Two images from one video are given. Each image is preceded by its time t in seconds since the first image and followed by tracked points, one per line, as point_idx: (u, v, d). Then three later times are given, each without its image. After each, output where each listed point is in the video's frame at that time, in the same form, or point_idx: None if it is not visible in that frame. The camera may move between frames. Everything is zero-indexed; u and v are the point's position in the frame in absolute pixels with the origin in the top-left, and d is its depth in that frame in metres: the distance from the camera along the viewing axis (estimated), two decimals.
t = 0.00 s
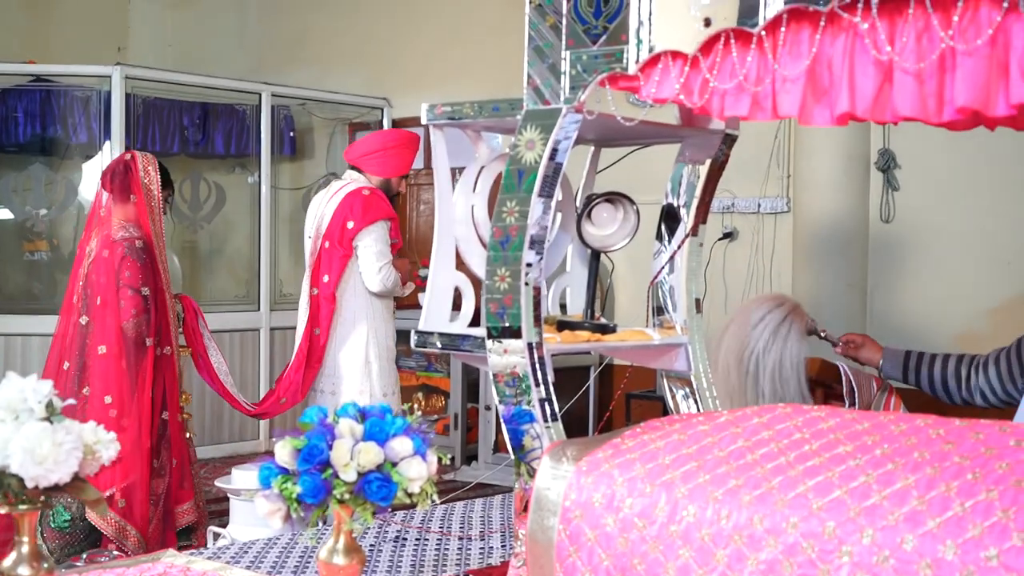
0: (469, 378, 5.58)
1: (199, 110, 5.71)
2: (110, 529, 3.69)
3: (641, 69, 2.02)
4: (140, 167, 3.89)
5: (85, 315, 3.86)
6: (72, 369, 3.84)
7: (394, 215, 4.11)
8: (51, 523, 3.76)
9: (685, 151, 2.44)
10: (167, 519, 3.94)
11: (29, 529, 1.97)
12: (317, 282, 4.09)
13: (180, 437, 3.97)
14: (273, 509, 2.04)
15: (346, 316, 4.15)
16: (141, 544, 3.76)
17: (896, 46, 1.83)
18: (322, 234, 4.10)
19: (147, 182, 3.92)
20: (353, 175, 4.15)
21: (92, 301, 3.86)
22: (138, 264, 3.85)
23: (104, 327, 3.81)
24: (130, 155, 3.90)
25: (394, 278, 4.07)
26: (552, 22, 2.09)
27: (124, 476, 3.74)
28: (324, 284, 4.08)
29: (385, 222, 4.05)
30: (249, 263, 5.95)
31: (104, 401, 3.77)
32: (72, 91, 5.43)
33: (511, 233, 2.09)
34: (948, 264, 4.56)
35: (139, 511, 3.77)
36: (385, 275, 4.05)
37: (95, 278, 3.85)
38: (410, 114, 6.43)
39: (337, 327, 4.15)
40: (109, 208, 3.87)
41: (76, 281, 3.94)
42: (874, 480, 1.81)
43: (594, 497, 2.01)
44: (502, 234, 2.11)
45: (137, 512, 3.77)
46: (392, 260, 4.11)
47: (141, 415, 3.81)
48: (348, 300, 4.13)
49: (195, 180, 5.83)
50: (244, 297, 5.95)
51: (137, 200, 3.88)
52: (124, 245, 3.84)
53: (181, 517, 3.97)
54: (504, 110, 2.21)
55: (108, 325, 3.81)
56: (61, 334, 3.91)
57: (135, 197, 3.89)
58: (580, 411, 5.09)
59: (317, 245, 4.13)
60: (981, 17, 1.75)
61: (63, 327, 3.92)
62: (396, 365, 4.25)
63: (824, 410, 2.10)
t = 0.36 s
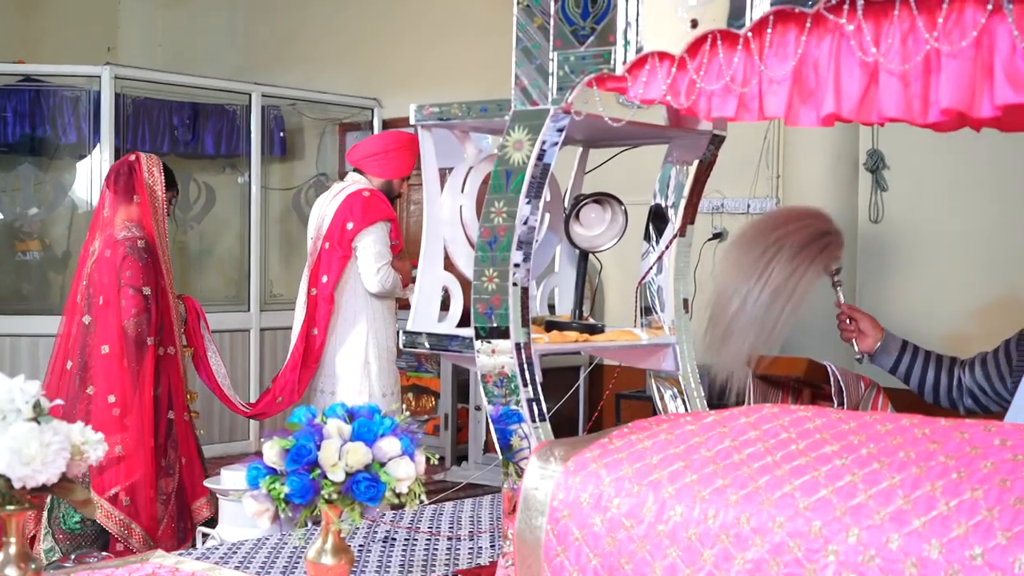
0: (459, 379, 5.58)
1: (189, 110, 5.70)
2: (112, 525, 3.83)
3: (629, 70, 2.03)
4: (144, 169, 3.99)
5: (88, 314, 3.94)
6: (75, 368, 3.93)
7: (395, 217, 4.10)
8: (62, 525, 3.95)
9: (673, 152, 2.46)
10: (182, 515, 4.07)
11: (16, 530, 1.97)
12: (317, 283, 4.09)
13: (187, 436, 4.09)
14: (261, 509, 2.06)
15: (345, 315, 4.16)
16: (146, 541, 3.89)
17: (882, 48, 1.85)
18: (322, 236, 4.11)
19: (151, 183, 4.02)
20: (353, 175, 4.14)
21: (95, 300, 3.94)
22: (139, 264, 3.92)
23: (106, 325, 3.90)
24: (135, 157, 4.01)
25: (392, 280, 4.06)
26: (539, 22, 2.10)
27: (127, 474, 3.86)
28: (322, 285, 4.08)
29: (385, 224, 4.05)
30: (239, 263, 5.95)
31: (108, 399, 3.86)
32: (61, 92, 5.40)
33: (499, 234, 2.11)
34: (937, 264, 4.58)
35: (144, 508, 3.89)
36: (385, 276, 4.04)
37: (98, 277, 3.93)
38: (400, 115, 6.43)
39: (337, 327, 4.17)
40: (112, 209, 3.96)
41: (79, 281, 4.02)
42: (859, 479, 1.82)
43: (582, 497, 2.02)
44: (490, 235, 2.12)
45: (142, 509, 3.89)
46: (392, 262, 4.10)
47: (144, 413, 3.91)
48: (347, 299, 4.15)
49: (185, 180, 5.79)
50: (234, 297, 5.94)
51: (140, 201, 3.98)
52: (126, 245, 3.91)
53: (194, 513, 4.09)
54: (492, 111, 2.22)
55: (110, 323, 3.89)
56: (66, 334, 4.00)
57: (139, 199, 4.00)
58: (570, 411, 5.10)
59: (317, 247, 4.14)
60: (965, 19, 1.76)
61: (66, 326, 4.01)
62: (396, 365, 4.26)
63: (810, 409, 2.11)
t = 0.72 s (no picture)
0: (448, 379, 5.58)
1: (178, 111, 5.69)
2: (114, 529, 3.82)
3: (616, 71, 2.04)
4: (150, 172, 3.92)
5: (95, 317, 3.92)
6: (82, 371, 3.91)
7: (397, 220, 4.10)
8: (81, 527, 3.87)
9: (660, 152, 2.46)
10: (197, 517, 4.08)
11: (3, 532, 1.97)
12: (317, 285, 4.08)
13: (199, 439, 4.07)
14: (249, 510, 2.07)
15: (346, 315, 4.17)
16: (147, 544, 3.85)
17: (866, 49, 1.85)
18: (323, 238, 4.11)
19: (158, 186, 3.95)
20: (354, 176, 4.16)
21: (101, 303, 3.90)
22: (144, 268, 3.87)
23: (112, 329, 3.86)
24: (142, 160, 3.94)
25: (393, 281, 4.04)
26: (526, 24, 2.12)
27: (132, 478, 3.83)
28: (322, 286, 4.06)
29: (387, 226, 4.04)
30: (228, 265, 5.92)
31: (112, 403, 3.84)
32: (50, 92, 5.39)
33: (487, 235, 2.11)
34: (925, 263, 4.59)
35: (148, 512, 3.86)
36: (385, 276, 4.03)
37: (103, 280, 3.89)
38: (390, 116, 6.43)
39: (337, 328, 4.18)
40: (119, 213, 3.91)
41: (86, 284, 3.99)
42: (846, 478, 1.83)
43: (570, 496, 2.03)
44: (478, 236, 2.13)
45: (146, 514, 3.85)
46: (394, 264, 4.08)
47: (151, 417, 3.87)
48: (347, 300, 4.16)
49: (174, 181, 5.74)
50: (223, 298, 5.92)
51: (147, 204, 3.93)
52: (132, 248, 3.86)
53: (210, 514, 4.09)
54: (479, 112, 2.23)
55: (116, 326, 3.86)
56: (72, 336, 3.98)
57: (145, 201, 3.94)
58: (560, 412, 5.11)
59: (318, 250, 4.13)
60: (948, 21, 1.76)
61: (73, 328, 3.99)
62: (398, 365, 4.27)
63: (795, 409, 2.12)
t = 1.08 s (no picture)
0: (435, 381, 5.56)
1: (165, 111, 5.67)
2: (122, 533, 3.81)
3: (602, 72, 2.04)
4: (160, 174, 3.92)
5: (106, 321, 3.88)
6: (93, 376, 3.88)
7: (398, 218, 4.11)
8: (85, 529, 3.92)
9: (647, 154, 2.48)
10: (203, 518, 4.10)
11: None
12: (320, 283, 4.13)
13: (206, 442, 4.06)
14: (235, 511, 2.08)
15: (348, 313, 4.17)
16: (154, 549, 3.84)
17: (851, 52, 1.86)
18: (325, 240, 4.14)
19: (168, 189, 3.95)
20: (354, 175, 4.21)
21: (114, 307, 3.88)
22: (158, 273, 3.86)
23: (126, 333, 3.84)
24: (151, 163, 3.93)
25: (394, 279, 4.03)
26: (513, 26, 2.12)
27: (143, 482, 3.83)
28: (326, 284, 4.11)
29: (388, 224, 4.03)
30: (215, 267, 5.86)
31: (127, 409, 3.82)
32: (37, 92, 5.37)
33: (473, 236, 2.13)
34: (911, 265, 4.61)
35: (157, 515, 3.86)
36: (386, 274, 4.03)
37: (116, 285, 3.87)
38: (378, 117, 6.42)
39: (341, 327, 4.18)
40: (130, 216, 3.88)
41: (95, 287, 3.96)
42: (830, 479, 1.84)
43: (556, 497, 2.03)
44: (465, 237, 2.14)
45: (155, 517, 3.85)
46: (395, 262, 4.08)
47: (164, 421, 3.86)
48: (349, 299, 4.16)
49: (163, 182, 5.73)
50: (210, 298, 5.87)
51: (157, 208, 3.91)
52: (145, 253, 3.85)
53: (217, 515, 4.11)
54: (466, 114, 2.23)
55: (130, 331, 3.83)
56: (81, 339, 3.94)
57: (155, 205, 3.92)
58: (547, 413, 5.10)
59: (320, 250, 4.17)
60: (933, 24, 1.77)
61: (82, 332, 3.95)
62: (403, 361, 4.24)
63: (779, 410, 2.13)
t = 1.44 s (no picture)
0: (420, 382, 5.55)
1: (150, 112, 5.66)
2: (139, 532, 3.77)
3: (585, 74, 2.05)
4: (170, 174, 3.93)
5: (117, 321, 3.88)
6: (104, 375, 3.89)
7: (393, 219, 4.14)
8: (84, 525, 3.87)
9: (631, 156, 2.48)
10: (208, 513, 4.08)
11: None
12: (321, 285, 4.20)
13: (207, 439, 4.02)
14: (218, 511, 2.08)
15: (348, 314, 4.19)
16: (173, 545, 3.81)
17: (833, 55, 1.87)
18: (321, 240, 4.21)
19: (177, 188, 3.96)
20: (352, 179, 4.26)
21: (125, 307, 3.87)
22: (171, 272, 3.88)
23: (136, 332, 3.84)
24: (159, 162, 3.93)
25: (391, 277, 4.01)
26: (497, 27, 2.13)
27: (150, 482, 3.80)
28: (327, 285, 4.18)
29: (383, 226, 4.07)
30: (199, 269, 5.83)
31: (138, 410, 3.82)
32: (21, 93, 5.36)
33: (457, 237, 2.13)
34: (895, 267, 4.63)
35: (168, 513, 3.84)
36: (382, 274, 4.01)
37: (127, 285, 3.86)
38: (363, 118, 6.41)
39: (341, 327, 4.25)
40: (140, 216, 3.90)
41: (106, 286, 3.95)
42: (811, 480, 1.85)
43: (538, 498, 2.04)
44: (448, 238, 2.14)
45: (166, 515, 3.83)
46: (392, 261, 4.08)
47: (174, 420, 3.87)
48: (348, 300, 4.20)
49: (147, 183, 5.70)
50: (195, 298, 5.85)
51: (168, 206, 3.93)
52: (157, 252, 3.87)
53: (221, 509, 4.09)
54: (450, 115, 2.23)
55: (141, 331, 3.84)
56: (94, 338, 3.94)
57: (164, 203, 3.93)
58: (531, 415, 5.10)
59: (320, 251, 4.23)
60: (914, 27, 1.79)
61: (94, 330, 3.95)
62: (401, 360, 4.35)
63: (760, 411, 2.14)
